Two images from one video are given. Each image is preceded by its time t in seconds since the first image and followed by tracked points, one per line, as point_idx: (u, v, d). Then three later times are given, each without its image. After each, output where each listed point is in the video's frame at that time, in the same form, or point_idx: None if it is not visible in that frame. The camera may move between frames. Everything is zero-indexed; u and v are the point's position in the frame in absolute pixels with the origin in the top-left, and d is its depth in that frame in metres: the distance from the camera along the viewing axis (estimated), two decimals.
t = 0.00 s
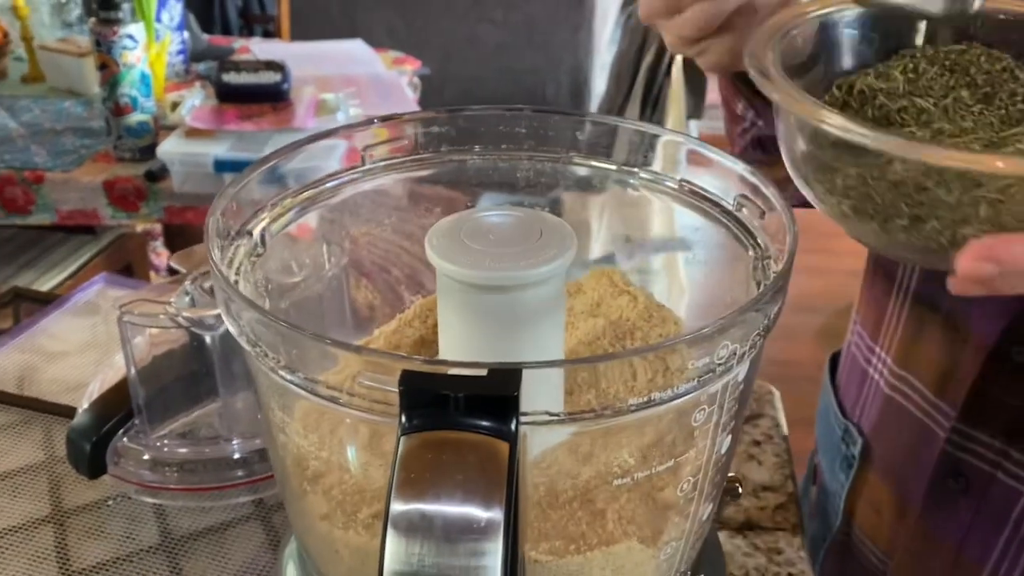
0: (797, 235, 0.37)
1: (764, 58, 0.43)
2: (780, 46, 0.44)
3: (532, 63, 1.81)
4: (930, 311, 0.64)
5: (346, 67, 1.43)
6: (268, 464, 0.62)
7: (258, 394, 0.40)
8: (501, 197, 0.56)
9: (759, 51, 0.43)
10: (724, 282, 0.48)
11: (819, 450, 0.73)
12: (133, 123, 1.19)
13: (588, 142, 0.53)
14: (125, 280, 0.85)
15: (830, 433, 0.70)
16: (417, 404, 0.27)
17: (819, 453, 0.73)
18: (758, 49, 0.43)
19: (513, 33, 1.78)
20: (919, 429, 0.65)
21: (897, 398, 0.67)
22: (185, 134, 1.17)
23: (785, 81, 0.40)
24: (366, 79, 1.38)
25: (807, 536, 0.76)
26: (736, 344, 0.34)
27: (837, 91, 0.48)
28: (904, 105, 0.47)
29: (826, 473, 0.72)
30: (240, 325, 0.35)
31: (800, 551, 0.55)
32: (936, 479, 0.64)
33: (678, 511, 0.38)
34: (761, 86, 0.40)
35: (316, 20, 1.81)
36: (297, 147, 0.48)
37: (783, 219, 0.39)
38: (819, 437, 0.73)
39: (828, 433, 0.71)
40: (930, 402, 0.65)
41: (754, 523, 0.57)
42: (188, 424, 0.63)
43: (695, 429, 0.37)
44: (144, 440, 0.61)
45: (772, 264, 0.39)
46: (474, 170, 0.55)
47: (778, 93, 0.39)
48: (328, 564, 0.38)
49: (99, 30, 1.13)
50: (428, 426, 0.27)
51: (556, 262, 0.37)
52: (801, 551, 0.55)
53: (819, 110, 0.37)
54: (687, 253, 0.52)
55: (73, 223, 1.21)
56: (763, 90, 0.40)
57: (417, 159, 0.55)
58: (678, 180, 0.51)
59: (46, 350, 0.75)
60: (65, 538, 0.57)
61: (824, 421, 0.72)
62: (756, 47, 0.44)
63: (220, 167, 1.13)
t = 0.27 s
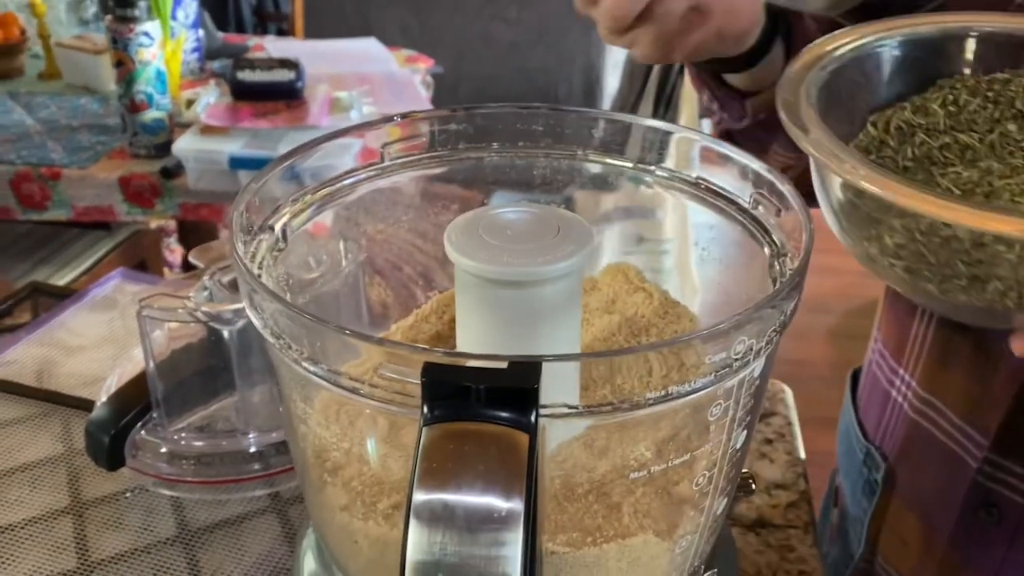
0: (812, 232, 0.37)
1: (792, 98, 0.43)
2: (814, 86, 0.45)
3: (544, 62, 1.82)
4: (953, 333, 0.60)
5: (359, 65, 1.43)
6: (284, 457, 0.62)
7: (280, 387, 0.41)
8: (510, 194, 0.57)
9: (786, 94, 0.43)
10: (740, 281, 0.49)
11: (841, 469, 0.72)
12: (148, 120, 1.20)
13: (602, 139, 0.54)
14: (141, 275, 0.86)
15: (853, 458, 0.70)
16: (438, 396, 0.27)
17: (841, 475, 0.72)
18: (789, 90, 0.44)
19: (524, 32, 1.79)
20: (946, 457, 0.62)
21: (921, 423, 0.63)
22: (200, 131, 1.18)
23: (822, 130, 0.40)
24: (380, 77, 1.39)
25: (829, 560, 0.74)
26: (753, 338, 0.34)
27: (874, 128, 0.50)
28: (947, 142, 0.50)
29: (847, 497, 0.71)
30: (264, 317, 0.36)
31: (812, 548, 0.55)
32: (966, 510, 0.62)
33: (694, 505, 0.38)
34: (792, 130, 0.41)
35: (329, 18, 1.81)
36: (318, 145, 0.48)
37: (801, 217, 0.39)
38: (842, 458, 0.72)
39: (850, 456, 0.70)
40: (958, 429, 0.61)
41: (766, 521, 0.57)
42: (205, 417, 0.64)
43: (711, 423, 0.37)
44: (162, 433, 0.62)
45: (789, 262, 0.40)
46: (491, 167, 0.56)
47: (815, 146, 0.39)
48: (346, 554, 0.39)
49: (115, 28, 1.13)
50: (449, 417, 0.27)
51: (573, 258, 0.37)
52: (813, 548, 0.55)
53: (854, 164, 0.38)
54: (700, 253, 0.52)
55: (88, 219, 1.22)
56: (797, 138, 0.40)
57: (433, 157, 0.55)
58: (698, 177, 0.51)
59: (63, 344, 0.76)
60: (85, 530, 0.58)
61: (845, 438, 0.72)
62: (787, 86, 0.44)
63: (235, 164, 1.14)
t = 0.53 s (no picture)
0: (838, 224, 0.37)
1: (854, 165, 0.40)
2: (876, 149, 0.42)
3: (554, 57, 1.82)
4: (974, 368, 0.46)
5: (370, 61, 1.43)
6: (298, 451, 0.62)
7: (299, 379, 0.41)
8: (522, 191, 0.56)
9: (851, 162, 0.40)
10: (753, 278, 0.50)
11: (863, 489, 0.58)
12: (160, 114, 1.20)
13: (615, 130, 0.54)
14: (154, 269, 0.86)
15: (871, 476, 0.56)
16: (462, 387, 0.27)
17: (864, 496, 0.57)
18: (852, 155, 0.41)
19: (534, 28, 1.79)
20: (973, 489, 0.47)
21: (946, 448, 0.49)
22: (211, 125, 1.17)
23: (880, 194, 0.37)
24: (390, 72, 1.39)
25: None
26: (777, 331, 0.34)
27: (933, 190, 0.45)
28: (1013, 202, 0.43)
29: (869, 522, 0.56)
30: (285, 307, 0.36)
31: (827, 546, 0.55)
32: (994, 543, 0.47)
33: (715, 499, 0.38)
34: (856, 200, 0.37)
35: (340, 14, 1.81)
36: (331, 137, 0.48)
37: (823, 211, 0.39)
38: (862, 478, 0.58)
39: (873, 479, 0.55)
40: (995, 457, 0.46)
41: (781, 517, 0.57)
42: (219, 410, 0.64)
43: (734, 417, 0.37)
44: (177, 425, 0.62)
45: (812, 256, 0.40)
46: (509, 161, 0.56)
47: (878, 219, 0.36)
48: (365, 546, 0.39)
49: (128, 23, 1.13)
50: (473, 407, 0.27)
51: (595, 251, 0.37)
52: (829, 546, 0.55)
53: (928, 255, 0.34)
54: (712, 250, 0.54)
55: (100, 213, 1.23)
56: (858, 205, 0.37)
57: (448, 149, 0.55)
58: (718, 170, 0.51)
59: (78, 337, 0.76)
60: (99, 522, 0.57)
61: (868, 460, 0.58)
62: (852, 151, 0.41)
63: (247, 159, 1.13)
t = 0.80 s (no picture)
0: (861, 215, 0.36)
1: (886, 188, 0.39)
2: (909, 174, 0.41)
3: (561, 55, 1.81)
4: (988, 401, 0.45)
5: (378, 58, 1.43)
6: (310, 448, 0.62)
7: (316, 375, 0.41)
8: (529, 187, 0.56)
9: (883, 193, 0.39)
10: (768, 274, 0.51)
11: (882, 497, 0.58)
12: (169, 111, 1.20)
13: (620, 128, 0.53)
14: (164, 265, 0.86)
15: (893, 488, 0.55)
16: (486, 383, 0.27)
17: (881, 503, 0.58)
18: (887, 180, 0.40)
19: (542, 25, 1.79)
20: (992, 501, 0.47)
21: (966, 460, 0.48)
22: (220, 123, 1.17)
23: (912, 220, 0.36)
24: (398, 69, 1.38)
25: None
26: (803, 328, 0.33)
27: (964, 222, 0.44)
28: None
29: (886, 528, 0.56)
30: (305, 302, 0.35)
31: (842, 545, 0.54)
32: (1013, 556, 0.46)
33: (735, 498, 0.38)
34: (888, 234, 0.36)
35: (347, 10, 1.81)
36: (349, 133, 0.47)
37: (845, 207, 0.39)
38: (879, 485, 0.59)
39: (891, 487, 0.56)
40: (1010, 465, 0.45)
41: (794, 516, 0.56)
42: (231, 407, 0.64)
43: (758, 415, 0.37)
44: (188, 422, 0.62)
45: (834, 255, 0.39)
46: (526, 156, 0.56)
47: (907, 252, 0.35)
48: (381, 543, 0.39)
49: (137, 19, 1.13)
50: (497, 404, 0.27)
51: (616, 247, 0.36)
52: (844, 545, 0.54)
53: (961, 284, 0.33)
54: (722, 249, 0.54)
55: (109, 209, 1.22)
56: (887, 237, 0.36)
57: (462, 144, 0.55)
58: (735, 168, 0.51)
59: (88, 333, 0.76)
60: (110, 518, 0.57)
61: (889, 467, 0.58)
62: (883, 181, 0.40)
63: (255, 156, 1.13)
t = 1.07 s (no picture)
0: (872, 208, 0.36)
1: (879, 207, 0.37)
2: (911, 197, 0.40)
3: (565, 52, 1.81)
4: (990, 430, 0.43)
5: (382, 55, 1.42)
6: (314, 445, 0.61)
7: (323, 371, 0.41)
8: (530, 184, 0.56)
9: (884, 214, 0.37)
10: (777, 271, 0.50)
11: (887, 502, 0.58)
12: (173, 107, 1.20)
13: (627, 120, 0.54)
14: (169, 262, 0.86)
15: (898, 493, 0.55)
16: (497, 380, 0.27)
17: (885, 508, 0.58)
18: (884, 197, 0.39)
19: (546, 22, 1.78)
20: (996, 504, 0.47)
21: (972, 463, 0.48)
22: (223, 119, 1.17)
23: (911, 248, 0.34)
24: (402, 67, 1.38)
25: None
26: (816, 326, 0.33)
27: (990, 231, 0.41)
28: None
29: (890, 534, 0.56)
30: (313, 298, 0.35)
31: (849, 544, 0.53)
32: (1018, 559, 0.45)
33: (745, 497, 0.38)
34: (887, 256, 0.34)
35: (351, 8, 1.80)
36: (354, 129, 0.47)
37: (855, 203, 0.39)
38: (885, 490, 0.59)
39: (896, 491, 0.55)
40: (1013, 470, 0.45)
41: (801, 515, 0.55)
42: (236, 404, 0.64)
43: (770, 414, 0.36)
44: (193, 419, 0.61)
45: (845, 252, 0.39)
46: (534, 153, 0.56)
47: (905, 276, 0.33)
48: (388, 541, 0.38)
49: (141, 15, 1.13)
50: (508, 402, 0.27)
51: (625, 245, 0.36)
52: (850, 544, 0.53)
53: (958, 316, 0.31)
54: (728, 247, 0.54)
55: (113, 206, 1.22)
56: (887, 261, 0.34)
57: (467, 140, 0.54)
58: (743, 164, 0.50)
59: (93, 329, 0.76)
60: (115, 515, 0.56)
61: (894, 470, 0.58)
62: (883, 204, 0.38)
63: (259, 152, 1.13)
